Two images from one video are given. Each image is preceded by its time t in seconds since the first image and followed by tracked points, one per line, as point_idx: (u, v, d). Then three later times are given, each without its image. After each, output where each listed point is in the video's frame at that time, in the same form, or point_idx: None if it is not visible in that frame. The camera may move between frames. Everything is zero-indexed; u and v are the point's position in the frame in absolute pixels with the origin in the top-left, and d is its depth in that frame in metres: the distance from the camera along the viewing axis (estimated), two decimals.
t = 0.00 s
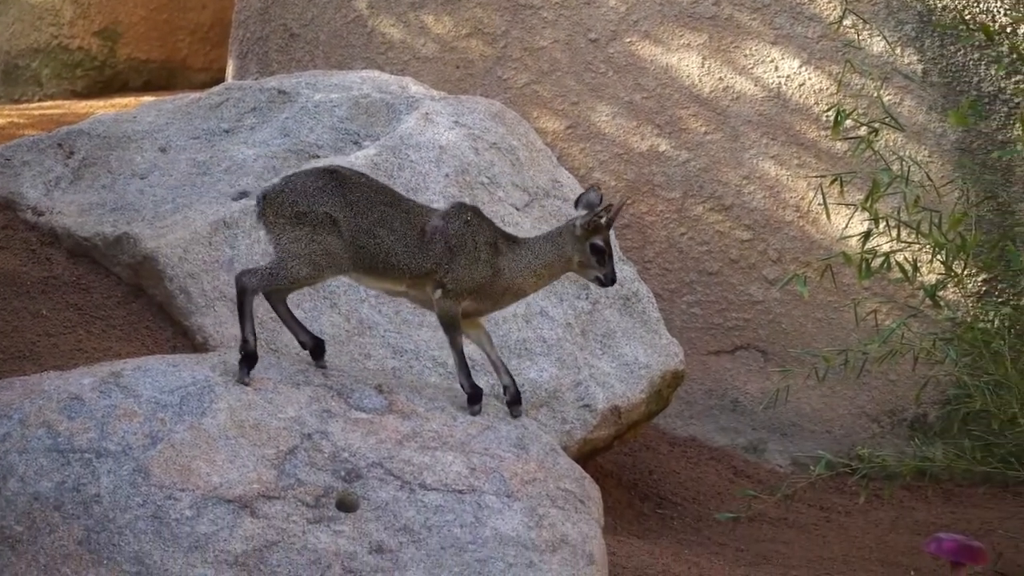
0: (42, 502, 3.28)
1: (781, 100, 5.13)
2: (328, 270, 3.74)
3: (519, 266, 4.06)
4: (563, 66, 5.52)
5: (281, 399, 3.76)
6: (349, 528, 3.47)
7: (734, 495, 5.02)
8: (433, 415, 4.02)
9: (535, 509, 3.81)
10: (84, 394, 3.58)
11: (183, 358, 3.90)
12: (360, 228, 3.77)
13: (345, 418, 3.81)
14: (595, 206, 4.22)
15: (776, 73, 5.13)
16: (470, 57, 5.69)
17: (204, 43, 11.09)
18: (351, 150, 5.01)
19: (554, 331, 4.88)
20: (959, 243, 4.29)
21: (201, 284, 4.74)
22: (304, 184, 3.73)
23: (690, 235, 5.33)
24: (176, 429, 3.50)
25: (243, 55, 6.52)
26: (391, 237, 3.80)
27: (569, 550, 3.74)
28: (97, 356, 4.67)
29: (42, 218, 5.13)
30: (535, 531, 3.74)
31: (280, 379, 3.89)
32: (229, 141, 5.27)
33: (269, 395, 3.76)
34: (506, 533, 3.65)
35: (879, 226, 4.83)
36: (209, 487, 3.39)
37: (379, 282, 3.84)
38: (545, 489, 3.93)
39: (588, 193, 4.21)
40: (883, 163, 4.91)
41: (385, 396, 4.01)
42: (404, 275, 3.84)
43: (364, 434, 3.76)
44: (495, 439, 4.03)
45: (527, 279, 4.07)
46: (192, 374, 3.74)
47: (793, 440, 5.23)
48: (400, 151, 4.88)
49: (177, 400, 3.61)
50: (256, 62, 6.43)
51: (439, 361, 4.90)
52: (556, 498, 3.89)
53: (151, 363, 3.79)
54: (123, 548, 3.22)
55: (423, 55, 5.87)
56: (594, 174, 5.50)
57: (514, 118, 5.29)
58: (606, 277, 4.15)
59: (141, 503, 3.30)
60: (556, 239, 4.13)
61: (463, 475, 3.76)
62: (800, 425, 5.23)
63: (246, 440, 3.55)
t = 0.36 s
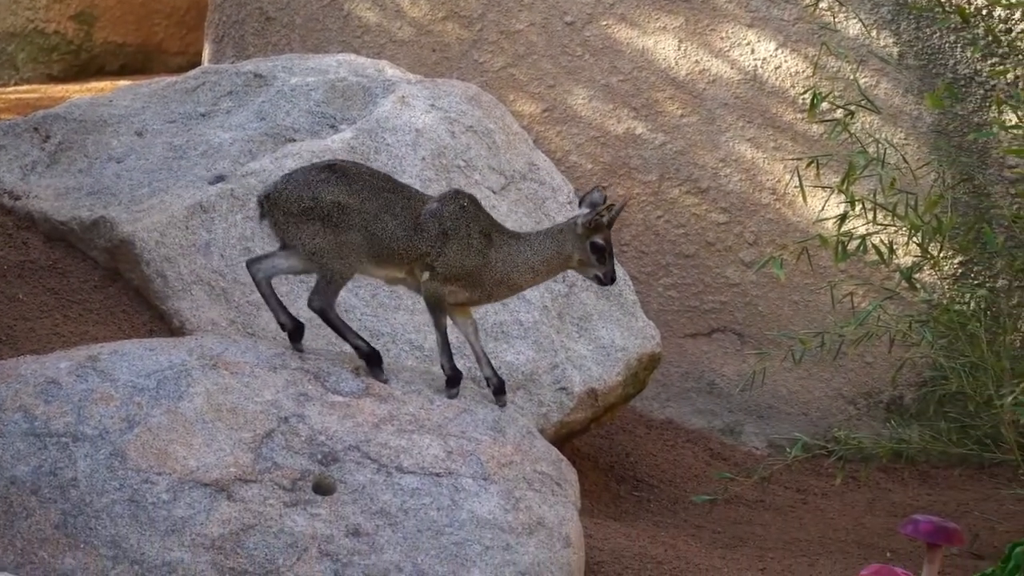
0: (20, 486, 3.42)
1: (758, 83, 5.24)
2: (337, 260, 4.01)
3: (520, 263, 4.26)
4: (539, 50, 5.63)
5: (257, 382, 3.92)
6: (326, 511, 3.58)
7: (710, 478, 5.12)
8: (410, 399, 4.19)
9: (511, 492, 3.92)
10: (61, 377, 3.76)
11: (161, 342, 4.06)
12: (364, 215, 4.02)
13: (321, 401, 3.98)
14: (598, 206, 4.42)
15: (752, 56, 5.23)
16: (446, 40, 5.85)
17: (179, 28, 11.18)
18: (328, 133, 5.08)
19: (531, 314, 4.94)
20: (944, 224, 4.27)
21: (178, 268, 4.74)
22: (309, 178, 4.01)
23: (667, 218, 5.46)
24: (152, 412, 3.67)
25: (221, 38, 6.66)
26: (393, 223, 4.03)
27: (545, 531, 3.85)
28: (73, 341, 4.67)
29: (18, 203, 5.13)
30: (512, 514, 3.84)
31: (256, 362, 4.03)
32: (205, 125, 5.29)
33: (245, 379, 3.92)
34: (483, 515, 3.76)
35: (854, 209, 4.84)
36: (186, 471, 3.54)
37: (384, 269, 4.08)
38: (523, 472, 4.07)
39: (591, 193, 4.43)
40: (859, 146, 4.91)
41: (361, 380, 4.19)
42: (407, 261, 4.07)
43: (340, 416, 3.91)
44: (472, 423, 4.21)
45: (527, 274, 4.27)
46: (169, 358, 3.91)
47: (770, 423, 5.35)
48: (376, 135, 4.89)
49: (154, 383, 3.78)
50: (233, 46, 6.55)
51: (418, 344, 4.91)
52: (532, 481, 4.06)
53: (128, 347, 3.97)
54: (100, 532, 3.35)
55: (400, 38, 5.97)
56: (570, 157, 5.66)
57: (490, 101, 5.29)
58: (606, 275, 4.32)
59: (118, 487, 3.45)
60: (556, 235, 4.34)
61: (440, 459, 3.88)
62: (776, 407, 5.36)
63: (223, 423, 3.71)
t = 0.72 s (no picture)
0: None
1: (733, 65, 5.43)
2: (328, 245, 4.07)
3: (510, 250, 4.36)
4: (513, 32, 5.80)
5: (232, 365, 4.02)
6: (301, 494, 3.66)
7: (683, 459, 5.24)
8: (385, 381, 4.28)
9: (486, 474, 4.01)
10: (36, 360, 3.84)
11: (135, 326, 4.15)
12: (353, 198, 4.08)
13: (296, 383, 4.08)
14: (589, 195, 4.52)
15: (727, 38, 5.41)
16: (422, 24, 5.96)
17: (155, 11, 11.55)
18: (303, 117, 5.12)
19: (506, 297, 4.94)
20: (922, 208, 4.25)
21: (153, 252, 4.74)
22: (299, 161, 4.04)
23: (642, 200, 5.65)
24: (128, 395, 3.76)
25: (196, 22, 6.60)
26: (381, 208, 4.11)
27: (520, 513, 3.91)
28: (48, 324, 4.67)
29: None
30: (486, 496, 3.90)
31: (231, 346, 4.13)
32: (181, 108, 5.31)
33: (220, 361, 4.02)
34: (457, 498, 3.84)
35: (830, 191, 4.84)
36: (161, 455, 3.62)
37: (373, 252, 4.16)
38: (497, 454, 4.15)
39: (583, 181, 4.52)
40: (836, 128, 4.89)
41: (337, 363, 4.28)
42: (396, 245, 4.16)
43: (315, 398, 4.02)
44: (447, 405, 4.29)
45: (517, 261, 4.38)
46: (144, 342, 4.00)
47: (745, 404, 5.55)
48: (351, 118, 4.89)
49: (129, 367, 3.87)
50: (207, 29, 6.54)
51: (393, 327, 4.91)
52: (505, 463, 4.12)
53: (104, 330, 4.05)
54: (75, 515, 3.43)
55: (375, 21, 6.06)
56: (544, 140, 5.83)
57: (465, 84, 5.31)
58: (596, 266, 4.45)
59: (93, 470, 3.53)
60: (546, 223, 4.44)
61: (415, 441, 3.98)
62: (751, 388, 5.53)
63: (199, 406, 3.81)
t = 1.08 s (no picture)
0: None
1: (706, 47, 5.50)
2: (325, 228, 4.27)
3: (513, 268, 4.46)
4: (487, 14, 5.86)
5: (207, 347, 4.08)
6: (275, 476, 3.71)
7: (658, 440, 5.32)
8: (359, 362, 4.34)
9: (461, 455, 4.06)
10: (10, 343, 3.91)
11: (111, 308, 4.23)
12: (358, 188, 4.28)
13: (270, 364, 4.13)
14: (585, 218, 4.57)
15: (701, 20, 5.49)
16: (396, 6, 6.05)
17: None
18: (276, 99, 5.15)
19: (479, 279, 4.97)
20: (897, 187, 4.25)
21: (127, 234, 4.74)
22: (308, 144, 4.28)
23: (615, 181, 5.74)
24: (101, 377, 3.83)
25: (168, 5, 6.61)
26: (383, 203, 4.29)
27: (495, 495, 3.97)
28: (23, 307, 4.68)
29: None
30: (461, 478, 3.98)
31: (206, 328, 4.18)
32: (155, 90, 5.34)
33: (195, 343, 4.08)
34: (432, 479, 3.89)
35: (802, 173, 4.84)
36: (136, 436, 3.67)
37: (370, 244, 4.35)
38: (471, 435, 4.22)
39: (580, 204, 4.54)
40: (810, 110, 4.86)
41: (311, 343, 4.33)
42: (392, 242, 4.32)
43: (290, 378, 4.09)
44: (422, 386, 4.35)
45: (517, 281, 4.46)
46: (119, 324, 4.08)
47: (718, 385, 5.62)
48: (325, 100, 4.90)
49: (103, 349, 3.94)
50: (181, 13, 6.53)
51: (367, 308, 4.91)
52: (481, 445, 4.16)
53: (80, 312, 4.16)
54: (49, 498, 3.50)
55: (349, 4, 6.14)
56: (518, 121, 5.91)
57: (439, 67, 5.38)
58: (589, 291, 4.52)
59: (67, 452, 3.60)
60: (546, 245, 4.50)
61: (388, 423, 4.03)
62: (725, 368, 5.61)
63: (172, 389, 3.87)
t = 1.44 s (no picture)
0: None
1: (679, 28, 5.72)
2: (337, 242, 4.32)
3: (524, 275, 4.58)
4: None
5: (178, 329, 4.26)
6: (247, 457, 3.95)
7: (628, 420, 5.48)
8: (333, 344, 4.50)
9: (432, 436, 4.29)
10: None
11: (84, 289, 4.42)
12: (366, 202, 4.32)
13: (243, 346, 4.31)
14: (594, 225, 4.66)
15: (674, 2, 5.71)
16: None
17: None
18: (250, 80, 5.21)
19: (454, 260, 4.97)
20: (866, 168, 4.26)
21: (100, 216, 4.72)
22: (318, 159, 4.31)
23: (588, 162, 5.92)
24: (73, 359, 4.03)
25: None
26: (390, 217, 4.34)
27: (465, 475, 4.23)
28: None
29: None
30: (432, 458, 4.21)
31: (178, 310, 4.36)
32: (128, 72, 5.35)
33: (166, 325, 4.27)
34: (403, 460, 4.13)
35: (775, 154, 4.83)
36: (109, 418, 3.89)
37: (379, 260, 4.39)
38: (443, 416, 4.45)
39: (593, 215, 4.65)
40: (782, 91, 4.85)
41: (284, 325, 4.50)
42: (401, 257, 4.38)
43: (262, 360, 4.28)
44: (394, 366, 4.55)
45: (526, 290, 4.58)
46: (91, 306, 4.27)
47: (691, 366, 5.75)
48: (298, 82, 5.11)
49: (75, 331, 4.13)
50: None
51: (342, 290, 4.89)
52: (453, 425, 4.43)
53: (52, 294, 4.34)
54: (23, 479, 3.71)
55: None
56: (491, 103, 6.05)
57: (412, 48, 5.55)
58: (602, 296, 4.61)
59: (40, 434, 3.80)
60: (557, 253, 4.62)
61: (361, 404, 4.24)
62: (696, 349, 5.75)
63: (145, 370, 4.06)
